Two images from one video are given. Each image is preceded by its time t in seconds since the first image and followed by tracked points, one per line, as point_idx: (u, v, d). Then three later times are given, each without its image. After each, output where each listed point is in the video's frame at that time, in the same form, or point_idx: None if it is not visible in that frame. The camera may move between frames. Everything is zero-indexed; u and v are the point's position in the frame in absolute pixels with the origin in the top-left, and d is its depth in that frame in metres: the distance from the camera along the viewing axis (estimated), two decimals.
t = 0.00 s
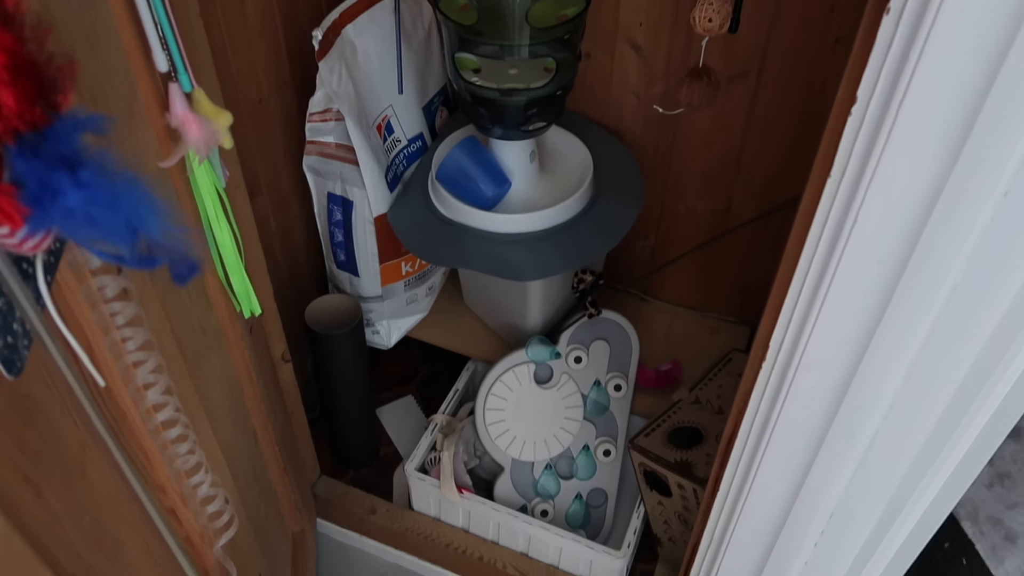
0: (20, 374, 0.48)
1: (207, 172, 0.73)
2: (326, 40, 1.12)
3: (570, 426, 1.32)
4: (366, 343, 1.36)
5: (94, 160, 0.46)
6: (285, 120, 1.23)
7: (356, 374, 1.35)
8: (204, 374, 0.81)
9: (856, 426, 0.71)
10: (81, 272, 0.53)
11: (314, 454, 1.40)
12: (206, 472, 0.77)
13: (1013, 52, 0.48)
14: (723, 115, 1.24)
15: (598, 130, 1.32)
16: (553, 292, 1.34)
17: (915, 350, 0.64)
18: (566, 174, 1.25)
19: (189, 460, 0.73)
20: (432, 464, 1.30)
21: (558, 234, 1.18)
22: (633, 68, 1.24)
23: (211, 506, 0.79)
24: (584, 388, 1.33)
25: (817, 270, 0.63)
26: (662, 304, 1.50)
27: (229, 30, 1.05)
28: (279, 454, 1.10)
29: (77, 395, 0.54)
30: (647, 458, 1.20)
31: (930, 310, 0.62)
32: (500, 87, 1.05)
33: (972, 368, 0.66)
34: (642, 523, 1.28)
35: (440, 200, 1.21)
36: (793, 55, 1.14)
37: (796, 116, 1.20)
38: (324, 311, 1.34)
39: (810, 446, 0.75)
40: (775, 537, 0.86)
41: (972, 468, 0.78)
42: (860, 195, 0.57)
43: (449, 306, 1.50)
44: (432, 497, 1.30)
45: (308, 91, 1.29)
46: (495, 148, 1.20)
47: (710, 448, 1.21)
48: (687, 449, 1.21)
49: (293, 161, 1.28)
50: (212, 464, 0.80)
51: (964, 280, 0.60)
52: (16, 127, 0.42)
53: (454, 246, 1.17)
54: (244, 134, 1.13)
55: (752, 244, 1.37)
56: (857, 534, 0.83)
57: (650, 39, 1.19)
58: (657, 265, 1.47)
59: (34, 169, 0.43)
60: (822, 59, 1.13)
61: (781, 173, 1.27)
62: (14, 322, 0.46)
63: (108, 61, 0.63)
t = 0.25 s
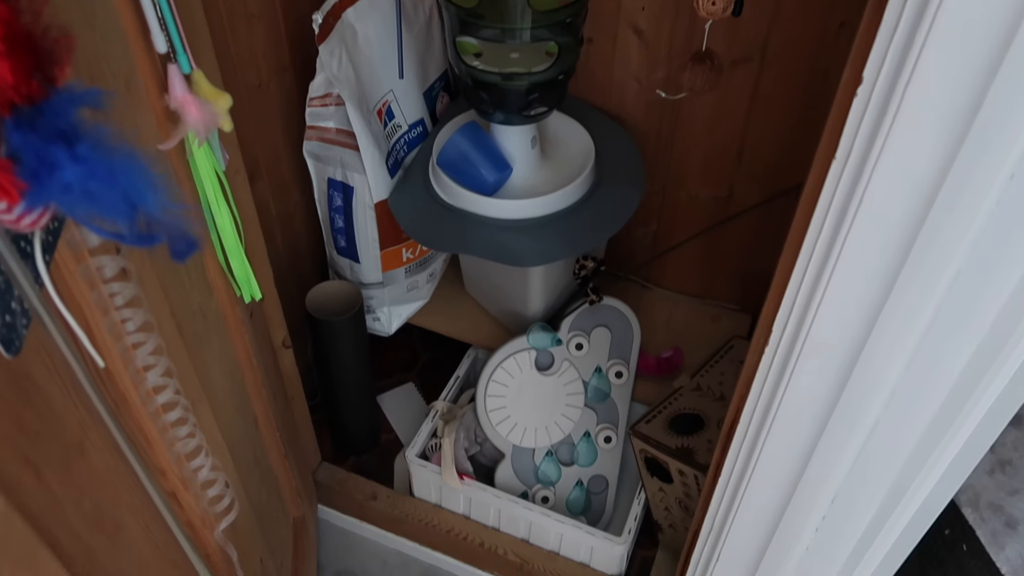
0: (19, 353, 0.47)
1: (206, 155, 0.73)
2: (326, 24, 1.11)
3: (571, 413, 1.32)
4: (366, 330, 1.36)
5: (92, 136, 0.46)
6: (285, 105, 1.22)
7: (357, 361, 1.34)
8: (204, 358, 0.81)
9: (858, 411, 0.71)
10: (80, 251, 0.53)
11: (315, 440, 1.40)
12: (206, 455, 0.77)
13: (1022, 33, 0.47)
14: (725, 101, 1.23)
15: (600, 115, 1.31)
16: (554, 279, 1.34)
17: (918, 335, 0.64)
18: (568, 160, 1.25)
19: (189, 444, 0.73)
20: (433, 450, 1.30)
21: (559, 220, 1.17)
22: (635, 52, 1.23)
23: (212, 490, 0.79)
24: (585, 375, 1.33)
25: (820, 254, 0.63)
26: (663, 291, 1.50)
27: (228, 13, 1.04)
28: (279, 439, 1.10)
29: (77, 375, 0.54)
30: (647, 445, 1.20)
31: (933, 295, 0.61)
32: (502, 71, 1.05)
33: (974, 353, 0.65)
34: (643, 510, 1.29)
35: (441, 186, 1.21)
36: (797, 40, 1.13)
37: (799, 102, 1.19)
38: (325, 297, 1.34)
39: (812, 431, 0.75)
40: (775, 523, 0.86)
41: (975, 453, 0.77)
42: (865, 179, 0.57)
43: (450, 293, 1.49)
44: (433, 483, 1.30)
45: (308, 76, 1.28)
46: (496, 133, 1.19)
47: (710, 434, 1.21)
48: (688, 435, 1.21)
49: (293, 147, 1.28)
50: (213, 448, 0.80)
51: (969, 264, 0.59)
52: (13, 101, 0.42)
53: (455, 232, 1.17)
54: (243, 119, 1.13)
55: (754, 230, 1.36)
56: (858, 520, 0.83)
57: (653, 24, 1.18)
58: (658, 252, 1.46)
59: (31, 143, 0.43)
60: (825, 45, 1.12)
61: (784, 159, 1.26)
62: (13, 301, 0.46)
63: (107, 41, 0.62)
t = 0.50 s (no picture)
0: (20, 335, 0.47)
1: (206, 139, 0.72)
2: (326, 8, 1.12)
3: (572, 399, 1.32)
4: (367, 316, 1.36)
5: (92, 114, 0.46)
6: (285, 89, 1.22)
7: (358, 347, 1.34)
8: (205, 343, 0.81)
9: (860, 396, 0.71)
10: (79, 233, 0.53)
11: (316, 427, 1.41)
12: (207, 440, 0.77)
13: None
14: (728, 86, 1.22)
15: (601, 101, 1.30)
16: (555, 265, 1.33)
17: (920, 319, 0.64)
18: (569, 146, 1.24)
19: (190, 428, 0.72)
20: (434, 436, 1.30)
21: (560, 205, 1.17)
22: (637, 36, 1.22)
23: (214, 475, 0.79)
24: (587, 361, 1.33)
25: (824, 237, 0.62)
26: (664, 277, 1.49)
27: None
28: (280, 425, 1.10)
29: (78, 357, 0.54)
30: (648, 430, 1.20)
31: (937, 279, 0.61)
32: (502, 55, 1.05)
33: (977, 337, 0.65)
34: (643, 495, 1.29)
35: (441, 171, 1.20)
36: (800, 24, 1.12)
37: (802, 86, 1.18)
38: (325, 284, 1.34)
39: (814, 416, 0.75)
40: (776, 507, 0.86)
41: (976, 437, 0.77)
42: (869, 162, 0.56)
43: (451, 279, 1.49)
44: (434, 469, 1.30)
45: (308, 61, 1.27)
46: (497, 118, 1.19)
47: (711, 420, 1.21)
48: (689, 421, 1.21)
49: (293, 133, 1.27)
50: (215, 433, 0.79)
51: (974, 247, 0.59)
52: (10, 79, 0.42)
53: (456, 218, 1.16)
54: (243, 105, 1.12)
55: (756, 216, 1.36)
56: (859, 505, 0.83)
57: (655, 8, 1.17)
58: (660, 238, 1.46)
59: (28, 122, 0.42)
60: (829, 29, 1.11)
61: (787, 144, 1.26)
62: (13, 282, 0.45)
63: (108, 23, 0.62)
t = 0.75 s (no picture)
0: (14, 317, 0.47)
1: (202, 123, 0.72)
2: None
3: (571, 385, 1.32)
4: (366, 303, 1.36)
5: (83, 90, 0.45)
6: (283, 75, 1.21)
7: (356, 334, 1.34)
8: (204, 328, 0.81)
9: (859, 380, 0.71)
10: (74, 215, 0.53)
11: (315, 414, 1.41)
12: (206, 423, 0.77)
13: None
14: (728, 71, 1.22)
15: (601, 86, 1.30)
16: (554, 252, 1.33)
17: (920, 303, 0.64)
18: (568, 131, 1.24)
19: (188, 411, 0.72)
20: (433, 423, 1.30)
21: (559, 191, 1.17)
22: (637, 21, 1.21)
23: (213, 458, 0.79)
24: (585, 348, 1.33)
25: (825, 218, 0.62)
26: (664, 264, 1.49)
27: None
28: (279, 412, 1.10)
29: (72, 337, 0.54)
30: (647, 417, 1.20)
31: (936, 263, 0.61)
32: (501, 40, 1.04)
33: (976, 321, 0.65)
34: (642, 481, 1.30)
35: (440, 157, 1.20)
36: (801, 7, 1.11)
37: (803, 70, 1.18)
38: (324, 270, 1.34)
39: (813, 399, 0.75)
40: (775, 491, 0.87)
41: (975, 421, 0.77)
42: (870, 143, 0.56)
43: (450, 266, 1.49)
44: (433, 455, 1.30)
45: (305, 47, 1.26)
46: (496, 104, 1.18)
47: (710, 406, 1.21)
48: (688, 407, 1.21)
49: (291, 120, 1.27)
50: (213, 416, 0.80)
51: (974, 229, 0.58)
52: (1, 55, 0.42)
53: (455, 204, 1.16)
54: (241, 91, 1.12)
55: (756, 202, 1.35)
56: (858, 489, 0.83)
57: None
58: (659, 225, 1.46)
59: (20, 99, 0.42)
60: (830, 12, 1.10)
61: (787, 129, 1.25)
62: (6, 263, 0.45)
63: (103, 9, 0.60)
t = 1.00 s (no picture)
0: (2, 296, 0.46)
1: (194, 104, 0.71)
2: None
3: (569, 370, 1.31)
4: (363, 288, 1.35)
5: (71, 61, 0.45)
6: (277, 58, 1.20)
7: (353, 319, 1.34)
8: (198, 312, 0.80)
9: (858, 361, 0.71)
10: (63, 192, 0.52)
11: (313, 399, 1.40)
12: (201, 405, 0.76)
13: None
14: (726, 52, 1.21)
15: (598, 69, 1.29)
16: (552, 236, 1.32)
17: (919, 283, 0.63)
18: (566, 114, 1.23)
19: (182, 393, 0.72)
20: (431, 408, 1.30)
21: (556, 174, 1.16)
22: (635, 2, 1.20)
23: (208, 441, 0.79)
24: (584, 332, 1.32)
25: (824, 196, 0.62)
26: (662, 248, 1.48)
27: None
28: (276, 396, 1.10)
29: (65, 319, 0.53)
30: (645, 401, 1.20)
31: (935, 242, 0.60)
32: (497, 21, 1.03)
33: (976, 300, 0.65)
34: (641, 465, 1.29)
35: (437, 140, 1.19)
36: None
37: (802, 51, 1.17)
38: (320, 255, 1.33)
39: (812, 380, 0.74)
40: (773, 472, 0.86)
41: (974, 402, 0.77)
42: (869, 119, 0.55)
43: (447, 251, 1.48)
44: (431, 440, 1.30)
45: (300, 30, 1.25)
46: (493, 86, 1.17)
47: (708, 390, 1.21)
48: (686, 392, 1.21)
49: (286, 103, 1.26)
50: (208, 399, 0.79)
51: (974, 208, 0.58)
52: None
53: (451, 187, 1.15)
54: (235, 75, 1.11)
55: (754, 185, 1.35)
56: (856, 471, 0.83)
57: None
58: (657, 209, 1.45)
59: (5, 69, 0.42)
60: None
61: (786, 110, 1.25)
62: None
63: None
